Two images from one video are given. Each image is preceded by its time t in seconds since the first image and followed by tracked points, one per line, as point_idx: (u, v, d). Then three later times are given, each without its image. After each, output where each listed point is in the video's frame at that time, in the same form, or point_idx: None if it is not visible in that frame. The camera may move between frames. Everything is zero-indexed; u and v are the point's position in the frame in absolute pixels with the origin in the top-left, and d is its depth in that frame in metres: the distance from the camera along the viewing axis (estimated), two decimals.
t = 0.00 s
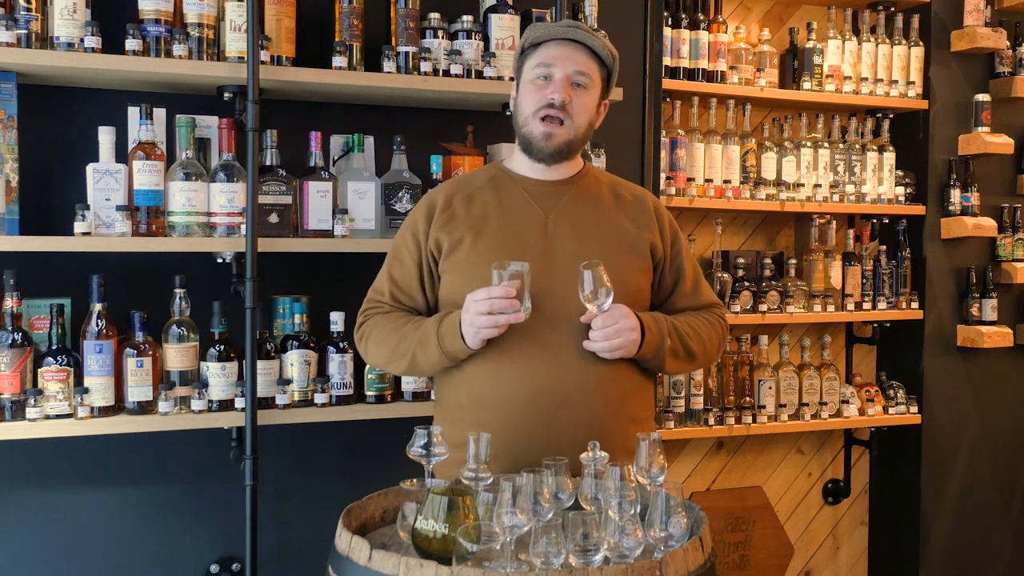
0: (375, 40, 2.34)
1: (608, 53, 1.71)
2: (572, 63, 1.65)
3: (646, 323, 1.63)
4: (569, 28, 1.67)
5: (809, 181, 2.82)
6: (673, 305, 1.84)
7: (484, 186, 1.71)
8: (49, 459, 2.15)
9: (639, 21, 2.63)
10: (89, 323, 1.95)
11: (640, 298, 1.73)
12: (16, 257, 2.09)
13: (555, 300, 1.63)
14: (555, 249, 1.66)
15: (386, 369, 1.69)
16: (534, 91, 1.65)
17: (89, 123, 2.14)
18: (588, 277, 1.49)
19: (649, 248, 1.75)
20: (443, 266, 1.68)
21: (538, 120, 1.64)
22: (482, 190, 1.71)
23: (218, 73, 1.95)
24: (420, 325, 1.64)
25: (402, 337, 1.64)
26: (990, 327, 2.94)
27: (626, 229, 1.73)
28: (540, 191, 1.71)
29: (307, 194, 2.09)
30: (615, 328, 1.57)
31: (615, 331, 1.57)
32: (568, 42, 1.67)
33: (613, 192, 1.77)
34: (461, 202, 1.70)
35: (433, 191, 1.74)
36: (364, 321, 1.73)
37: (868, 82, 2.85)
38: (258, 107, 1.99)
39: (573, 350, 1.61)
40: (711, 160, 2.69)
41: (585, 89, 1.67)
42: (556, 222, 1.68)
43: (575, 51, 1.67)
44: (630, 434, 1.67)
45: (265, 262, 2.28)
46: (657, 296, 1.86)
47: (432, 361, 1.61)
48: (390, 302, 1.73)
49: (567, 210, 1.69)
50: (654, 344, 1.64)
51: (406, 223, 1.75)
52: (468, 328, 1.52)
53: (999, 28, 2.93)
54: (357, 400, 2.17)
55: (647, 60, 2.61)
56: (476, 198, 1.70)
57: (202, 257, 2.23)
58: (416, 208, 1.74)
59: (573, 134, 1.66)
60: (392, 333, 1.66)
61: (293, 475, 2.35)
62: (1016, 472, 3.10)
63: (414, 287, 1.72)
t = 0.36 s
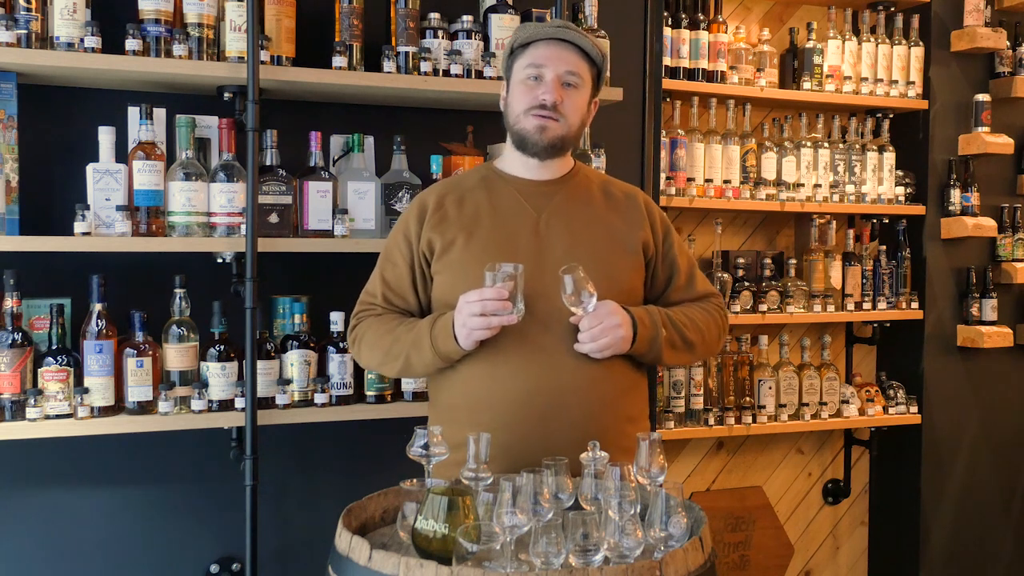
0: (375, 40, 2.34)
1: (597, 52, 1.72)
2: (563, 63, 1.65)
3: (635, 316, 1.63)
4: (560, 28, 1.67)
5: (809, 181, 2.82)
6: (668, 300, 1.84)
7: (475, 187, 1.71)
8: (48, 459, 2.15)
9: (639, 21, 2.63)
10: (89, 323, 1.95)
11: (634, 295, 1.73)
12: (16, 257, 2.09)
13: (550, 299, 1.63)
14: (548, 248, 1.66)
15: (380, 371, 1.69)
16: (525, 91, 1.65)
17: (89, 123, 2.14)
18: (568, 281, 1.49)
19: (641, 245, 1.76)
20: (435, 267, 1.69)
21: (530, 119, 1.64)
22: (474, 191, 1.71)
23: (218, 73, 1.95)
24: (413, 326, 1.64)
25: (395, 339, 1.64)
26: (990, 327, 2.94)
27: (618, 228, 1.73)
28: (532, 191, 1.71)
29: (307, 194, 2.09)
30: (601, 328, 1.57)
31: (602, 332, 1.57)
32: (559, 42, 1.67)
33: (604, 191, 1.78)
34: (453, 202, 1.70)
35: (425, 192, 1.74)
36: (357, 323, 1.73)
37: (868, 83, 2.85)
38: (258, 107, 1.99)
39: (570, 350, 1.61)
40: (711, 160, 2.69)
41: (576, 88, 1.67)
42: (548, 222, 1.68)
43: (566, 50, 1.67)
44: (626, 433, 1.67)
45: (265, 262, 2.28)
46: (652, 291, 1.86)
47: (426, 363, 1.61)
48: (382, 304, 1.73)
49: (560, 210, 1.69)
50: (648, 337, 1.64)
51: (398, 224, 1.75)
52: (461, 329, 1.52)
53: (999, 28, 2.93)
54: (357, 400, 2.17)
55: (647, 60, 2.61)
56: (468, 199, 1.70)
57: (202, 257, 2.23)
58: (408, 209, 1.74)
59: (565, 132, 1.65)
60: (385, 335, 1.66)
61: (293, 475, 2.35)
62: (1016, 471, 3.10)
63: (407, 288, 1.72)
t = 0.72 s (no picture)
0: (375, 40, 2.34)
1: (597, 56, 1.72)
2: (564, 66, 1.65)
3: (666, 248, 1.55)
4: (562, 32, 1.66)
5: (809, 181, 2.82)
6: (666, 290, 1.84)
7: (471, 186, 1.71)
8: (48, 459, 2.15)
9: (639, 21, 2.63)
10: (89, 323, 1.95)
11: (632, 294, 1.74)
12: (16, 257, 2.09)
13: (549, 297, 1.63)
14: (546, 248, 1.66)
15: (377, 369, 1.68)
16: (526, 94, 1.65)
17: (89, 123, 2.14)
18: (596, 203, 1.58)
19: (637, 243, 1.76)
20: (433, 266, 1.69)
21: (532, 123, 1.64)
22: (470, 190, 1.71)
23: (218, 73, 1.95)
24: (411, 324, 1.63)
25: (393, 336, 1.64)
26: (990, 327, 2.94)
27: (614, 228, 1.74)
28: (529, 191, 1.71)
29: (307, 194, 2.09)
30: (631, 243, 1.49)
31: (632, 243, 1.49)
32: (560, 46, 1.67)
33: (599, 190, 1.78)
34: (449, 201, 1.70)
35: (420, 191, 1.74)
36: (353, 321, 1.73)
37: (867, 83, 2.85)
38: (258, 107, 1.99)
39: (569, 349, 1.62)
40: (711, 160, 2.69)
41: (576, 92, 1.67)
42: (545, 221, 1.68)
43: (567, 54, 1.66)
44: (625, 432, 1.67)
45: (265, 262, 2.28)
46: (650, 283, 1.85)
47: (424, 361, 1.60)
48: (378, 301, 1.72)
49: (557, 209, 1.70)
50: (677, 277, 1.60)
51: (393, 223, 1.75)
52: (462, 324, 1.51)
53: (999, 28, 2.93)
54: (357, 400, 2.17)
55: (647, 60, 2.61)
56: (465, 198, 1.70)
57: (202, 258, 2.24)
58: (403, 207, 1.74)
59: (564, 136, 1.66)
60: (383, 333, 1.65)
61: (293, 475, 2.35)
62: (1016, 471, 3.10)
63: (404, 286, 1.72)
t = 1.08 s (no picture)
0: (375, 40, 2.34)
1: (610, 65, 1.71)
2: (575, 75, 1.64)
3: (607, 246, 1.54)
4: (576, 41, 1.65)
5: (809, 181, 2.82)
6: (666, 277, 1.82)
7: (470, 186, 1.72)
8: (48, 459, 2.15)
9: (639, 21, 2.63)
10: (89, 323, 1.95)
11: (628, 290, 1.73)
12: (15, 257, 2.09)
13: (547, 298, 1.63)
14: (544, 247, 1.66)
15: (375, 370, 1.67)
16: (536, 99, 1.64)
17: (89, 123, 2.14)
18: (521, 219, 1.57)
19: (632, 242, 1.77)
20: (431, 266, 1.69)
21: (538, 129, 1.64)
22: (468, 190, 1.71)
23: (219, 73, 1.95)
24: (410, 325, 1.63)
25: (392, 337, 1.63)
26: (990, 327, 2.94)
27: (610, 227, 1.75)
28: (526, 191, 1.72)
29: (307, 194, 2.09)
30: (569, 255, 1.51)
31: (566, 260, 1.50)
32: (573, 54, 1.66)
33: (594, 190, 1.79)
34: (447, 201, 1.70)
35: (418, 190, 1.74)
36: (351, 321, 1.72)
37: (867, 83, 2.85)
38: (258, 107, 1.99)
39: (568, 349, 1.61)
40: (711, 160, 2.69)
41: (585, 100, 1.67)
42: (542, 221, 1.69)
43: (578, 62, 1.66)
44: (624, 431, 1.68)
45: (264, 262, 2.28)
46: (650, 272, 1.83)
47: (423, 361, 1.60)
48: (376, 301, 1.71)
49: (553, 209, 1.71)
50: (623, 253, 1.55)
51: (390, 222, 1.74)
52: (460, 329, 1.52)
53: (999, 28, 2.93)
54: (357, 401, 2.17)
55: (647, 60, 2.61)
56: (463, 198, 1.70)
57: (202, 258, 2.23)
58: (401, 207, 1.73)
59: (569, 143, 1.66)
60: (382, 334, 1.65)
61: (293, 475, 2.35)
62: (1016, 471, 3.10)
63: (403, 286, 1.72)
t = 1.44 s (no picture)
0: (375, 40, 2.34)
1: (584, 54, 1.72)
2: (546, 64, 1.66)
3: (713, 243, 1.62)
4: (543, 29, 1.68)
5: (809, 181, 2.82)
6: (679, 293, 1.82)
7: (470, 186, 1.72)
8: (47, 459, 2.15)
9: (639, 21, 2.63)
10: (89, 323, 1.95)
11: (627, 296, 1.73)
12: (15, 257, 2.09)
13: (543, 300, 1.63)
14: (542, 249, 1.66)
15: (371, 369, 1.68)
16: (511, 94, 1.66)
17: (88, 123, 2.14)
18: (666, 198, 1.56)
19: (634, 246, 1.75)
20: (428, 266, 1.69)
21: (516, 122, 1.64)
22: (468, 190, 1.71)
23: (218, 73, 1.95)
24: (403, 325, 1.63)
25: (386, 337, 1.64)
26: (990, 327, 2.94)
27: (612, 230, 1.73)
28: (526, 192, 1.71)
29: (307, 194, 2.09)
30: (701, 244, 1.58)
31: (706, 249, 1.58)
32: (543, 44, 1.68)
33: (597, 192, 1.78)
34: (446, 201, 1.70)
35: (418, 191, 1.74)
36: (350, 321, 1.73)
37: (867, 83, 2.85)
38: (258, 107, 1.99)
39: (562, 352, 1.61)
40: (711, 160, 2.69)
41: (561, 89, 1.67)
42: (541, 222, 1.68)
43: (549, 52, 1.67)
44: (618, 433, 1.67)
45: (264, 262, 2.28)
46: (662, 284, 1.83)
47: (415, 362, 1.60)
48: (374, 301, 1.73)
49: (553, 211, 1.70)
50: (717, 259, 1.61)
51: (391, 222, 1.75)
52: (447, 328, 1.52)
53: (999, 28, 2.93)
54: (357, 400, 2.17)
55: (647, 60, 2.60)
56: (462, 198, 1.70)
57: (202, 257, 2.23)
58: (401, 207, 1.74)
59: (549, 134, 1.65)
60: (377, 334, 1.65)
61: (293, 475, 2.35)
62: (1016, 471, 3.10)
63: (400, 287, 1.72)
